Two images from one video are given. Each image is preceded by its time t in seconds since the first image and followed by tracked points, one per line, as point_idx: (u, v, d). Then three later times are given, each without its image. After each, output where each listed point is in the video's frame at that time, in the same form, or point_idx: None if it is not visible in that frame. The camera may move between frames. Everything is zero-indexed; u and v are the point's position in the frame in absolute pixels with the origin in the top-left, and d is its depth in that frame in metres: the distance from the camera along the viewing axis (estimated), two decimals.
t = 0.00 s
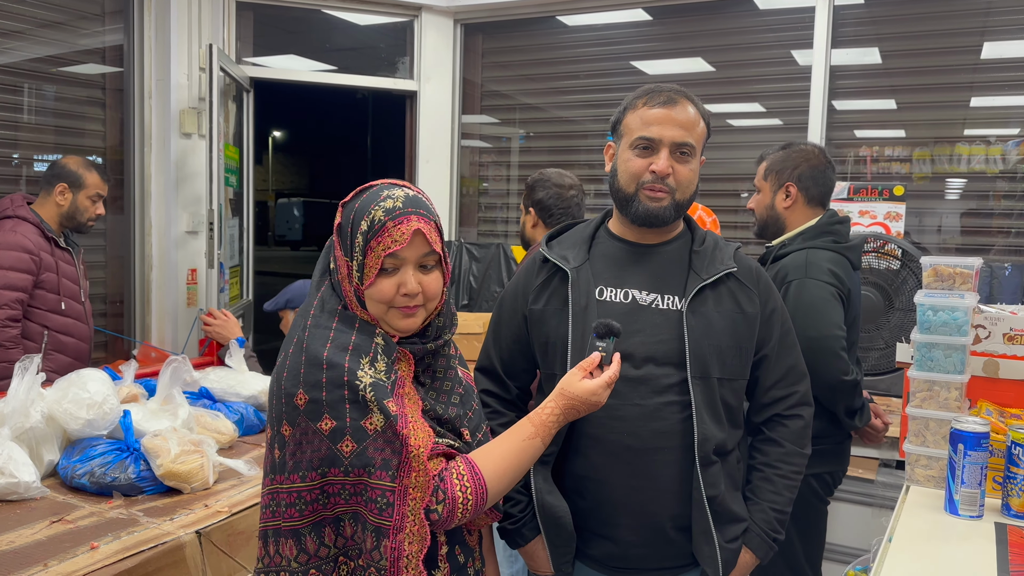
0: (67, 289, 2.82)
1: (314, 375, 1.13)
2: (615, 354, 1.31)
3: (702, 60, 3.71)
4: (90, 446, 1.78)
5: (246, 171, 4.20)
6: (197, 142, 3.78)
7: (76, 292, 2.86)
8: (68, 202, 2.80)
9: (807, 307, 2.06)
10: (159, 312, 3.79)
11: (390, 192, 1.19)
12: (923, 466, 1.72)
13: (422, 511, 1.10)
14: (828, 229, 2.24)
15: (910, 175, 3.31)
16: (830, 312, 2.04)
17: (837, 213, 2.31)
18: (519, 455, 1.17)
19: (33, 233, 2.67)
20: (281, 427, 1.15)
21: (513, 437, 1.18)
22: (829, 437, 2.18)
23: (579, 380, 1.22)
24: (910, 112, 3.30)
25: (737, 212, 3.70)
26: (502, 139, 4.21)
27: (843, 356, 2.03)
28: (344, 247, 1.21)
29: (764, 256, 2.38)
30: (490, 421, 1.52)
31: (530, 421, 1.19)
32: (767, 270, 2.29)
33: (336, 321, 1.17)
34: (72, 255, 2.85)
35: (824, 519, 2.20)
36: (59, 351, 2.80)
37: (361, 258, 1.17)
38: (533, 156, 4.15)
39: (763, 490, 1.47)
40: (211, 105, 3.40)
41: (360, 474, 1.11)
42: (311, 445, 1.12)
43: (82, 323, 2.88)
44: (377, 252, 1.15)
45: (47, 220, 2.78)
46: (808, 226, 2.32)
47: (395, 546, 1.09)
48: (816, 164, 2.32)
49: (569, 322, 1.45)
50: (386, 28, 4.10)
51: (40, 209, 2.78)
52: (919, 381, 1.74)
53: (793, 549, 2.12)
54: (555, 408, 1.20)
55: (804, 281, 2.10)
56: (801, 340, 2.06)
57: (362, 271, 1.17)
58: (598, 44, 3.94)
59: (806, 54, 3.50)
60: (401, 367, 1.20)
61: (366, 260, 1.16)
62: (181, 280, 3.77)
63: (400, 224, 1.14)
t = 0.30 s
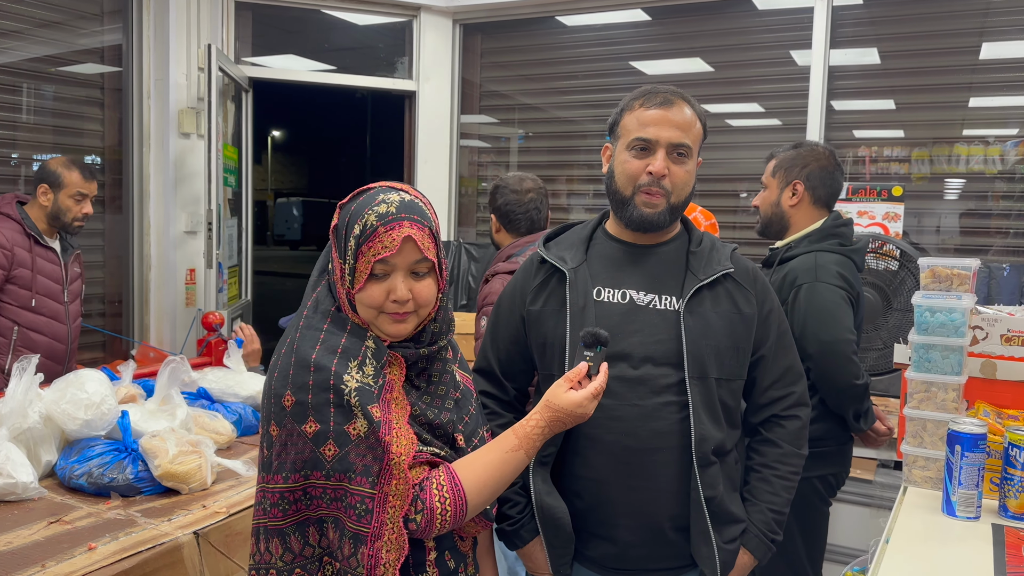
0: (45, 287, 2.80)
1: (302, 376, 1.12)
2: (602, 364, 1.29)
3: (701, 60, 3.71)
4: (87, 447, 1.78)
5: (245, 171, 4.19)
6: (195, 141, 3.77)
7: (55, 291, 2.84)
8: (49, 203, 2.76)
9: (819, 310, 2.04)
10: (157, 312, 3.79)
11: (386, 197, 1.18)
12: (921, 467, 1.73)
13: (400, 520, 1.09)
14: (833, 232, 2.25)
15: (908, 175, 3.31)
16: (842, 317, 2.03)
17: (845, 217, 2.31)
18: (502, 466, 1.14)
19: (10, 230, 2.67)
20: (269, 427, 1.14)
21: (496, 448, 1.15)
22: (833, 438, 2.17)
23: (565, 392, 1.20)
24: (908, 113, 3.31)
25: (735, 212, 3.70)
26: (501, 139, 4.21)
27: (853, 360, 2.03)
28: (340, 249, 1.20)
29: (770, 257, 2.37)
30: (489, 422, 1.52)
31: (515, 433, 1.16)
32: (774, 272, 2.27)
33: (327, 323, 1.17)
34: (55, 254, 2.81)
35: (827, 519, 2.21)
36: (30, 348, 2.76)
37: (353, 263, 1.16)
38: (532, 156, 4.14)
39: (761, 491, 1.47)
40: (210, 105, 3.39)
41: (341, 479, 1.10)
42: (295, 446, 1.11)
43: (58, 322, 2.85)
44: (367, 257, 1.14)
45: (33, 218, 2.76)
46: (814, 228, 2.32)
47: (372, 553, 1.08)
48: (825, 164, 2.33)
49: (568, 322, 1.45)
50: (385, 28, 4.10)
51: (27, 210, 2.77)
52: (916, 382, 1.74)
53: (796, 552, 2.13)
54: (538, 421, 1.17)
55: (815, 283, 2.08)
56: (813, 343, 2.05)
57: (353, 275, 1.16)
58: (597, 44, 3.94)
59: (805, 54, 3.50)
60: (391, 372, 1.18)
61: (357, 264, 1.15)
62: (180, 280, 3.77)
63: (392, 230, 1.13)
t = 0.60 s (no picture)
0: (26, 290, 2.62)
1: (292, 378, 1.12)
2: (590, 369, 1.29)
3: (700, 61, 3.72)
4: (86, 447, 1.78)
5: (244, 171, 4.19)
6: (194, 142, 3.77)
7: (38, 294, 2.66)
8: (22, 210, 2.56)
9: (821, 311, 2.04)
10: (156, 312, 3.79)
11: (380, 198, 1.18)
12: (919, 467, 1.73)
13: (385, 525, 1.08)
14: (836, 233, 2.25)
15: (907, 176, 3.31)
16: (844, 317, 2.03)
17: (847, 218, 2.31)
18: (489, 473, 1.13)
19: None
20: (260, 427, 1.15)
21: (483, 455, 1.14)
22: (835, 438, 2.17)
23: (553, 398, 1.19)
24: (907, 114, 3.31)
25: (734, 213, 3.71)
26: (500, 140, 4.21)
27: (855, 360, 2.03)
28: (335, 251, 1.20)
29: (773, 257, 2.37)
30: (488, 422, 1.52)
31: (502, 440, 1.15)
32: (776, 272, 2.27)
33: (321, 323, 1.17)
34: (38, 256, 2.65)
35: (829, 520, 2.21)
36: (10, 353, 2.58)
37: (346, 264, 1.16)
38: (531, 157, 4.14)
39: (758, 491, 1.47)
40: (208, 105, 3.39)
41: (328, 482, 1.10)
42: (284, 448, 1.11)
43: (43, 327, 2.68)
44: (360, 258, 1.14)
45: (11, 219, 2.60)
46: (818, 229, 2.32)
47: (356, 558, 1.08)
48: (833, 164, 2.33)
49: (564, 323, 1.45)
50: (384, 29, 4.11)
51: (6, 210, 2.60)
52: (915, 383, 1.75)
53: (799, 555, 2.14)
54: (527, 428, 1.16)
55: (817, 284, 2.08)
56: (815, 344, 2.05)
57: (347, 276, 1.16)
58: (596, 45, 3.94)
59: (804, 55, 3.50)
60: (383, 375, 1.18)
61: (351, 266, 1.15)
62: (179, 280, 3.77)
63: (385, 232, 1.13)
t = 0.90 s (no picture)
0: None
1: (294, 378, 1.12)
2: (590, 370, 1.28)
3: (699, 62, 3.72)
4: (87, 448, 1.78)
5: (244, 172, 4.19)
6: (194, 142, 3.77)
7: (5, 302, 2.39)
8: None
9: (822, 312, 2.05)
10: (156, 312, 3.79)
11: (381, 198, 1.18)
12: (920, 468, 1.73)
13: (385, 526, 1.08)
14: (839, 233, 2.25)
15: (907, 177, 3.31)
16: (845, 318, 2.03)
17: (850, 218, 2.30)
18: (489, 474, 1.13)
19: None
20: (262, 427, 1.15)
21: (483, 456, 1.14)
22: (838, 440, 2.17)
23: (554, 399, 1.19)
24: (907, 114, 3.31)
25: (734, 214, 3.71)
26: (500, 141, 4.21)
27: (857, 362, 2.03)
28: (337, 251, 1.20)
29: (775, 257, 2.36)
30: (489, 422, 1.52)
31: (502, 441, 1.15)
32: (778, 273, 2.27)
33: (323, 323, 1.17)
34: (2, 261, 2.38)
35: (831, 522, 2.21)
36: None
37: (348, 264, 1.16)
38: (531, 157, 4.14)
39: (758, 490, 1.47)
40: (208, 106, 3.39)
41: (328, 482, 1.10)
42: (284, 448, 1.11)
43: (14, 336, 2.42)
44: (362, 258, 1.14)
45: None
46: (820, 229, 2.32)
47: (356, 558, 1.08)
48: (840, 166, 2.33)
49: (565, 323, 1.45)
50: (385, 29, 4.11)
51: None
52: (916, 384, 1.75)
53: (800, 555, 2.15)
54: (527, 429, 1.16)
55: (818, 285, 2.08)
56: (816, 344, 2.06)
57: (348, 277, 1.16)
58: (596, 46, 3.94)
59: (804, 56, 3.50)
60: (384, 376, 1.18)
61: (353, 266, 1.15)
62: (179, 281, 3.77)
63: (386, 232, 1.13)
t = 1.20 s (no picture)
0: None
1: (299, 377, 1.12)
2: (595, 368, 1.28)
3: (700, 62, 3.72)
4: (88, 449, 1.78)
5: (244, 173, 4.19)
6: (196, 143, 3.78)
7: None
8: None
9: (824, 311, 2.05)
10: (157, 313, 3.79)
11: (385, 199, 1.18)
12: (921, 468, 1.73)
13: (392, 524, 1.08)
14: (842, 233, 2.24)
15: (908, 178, 3.31)
16: (847, 318, 2.03)
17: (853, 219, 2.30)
18: (495, 473, 1.13)
19: None
20: (266, 427, 1.15)
21: (489, 455, 1.14)
22: (840, 440, 2.18)
23: (558, 398, 1.20)
24: (908, 115, 3.31)
25: (735, 215, 3.70)
26: (500, 142, 4.21)
27: (859, 362, 2.03)
28: (340, 252, 1.21)
29: (779, 256, 2.36)
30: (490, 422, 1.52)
31: (508, 439, 1.15)
32: (780, 272, 2.27)
33: (327, 323, 1.17)
34: None
35: (832, 523, 2.21)
36: None
37: (353, 264, 1.16)
38: (531, 158, 4.14)
39: (759, 488, 1.47)
40: (210, 107, 3.40)
41: (334, 482, 1.10)
42: (290, 447, 1.11)
43: None
44: (366, 258, 1.14)
45: None
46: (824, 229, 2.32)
47: (363, 557, 1.08)
48: (845, 165, 2.32)
49: (567, 323, 1.45)
50: (385, 30, 4.11)
51: None
52: (917, 384, 1.75)
53: (801, 555, 2.15)
54: (532, 428, 1.17)
55: (821, 284, 2.08)
56: (817, 344, 2.06)
57: (353, 277, 1.16)
58: (597, 47, 3.94)
59: (805, 56, 3.51)
60: (388, 376, 1.18)
61: (357, 266, 1.16)
62: (180, 281, 3.77)
63: (391, 232, 1.13)
